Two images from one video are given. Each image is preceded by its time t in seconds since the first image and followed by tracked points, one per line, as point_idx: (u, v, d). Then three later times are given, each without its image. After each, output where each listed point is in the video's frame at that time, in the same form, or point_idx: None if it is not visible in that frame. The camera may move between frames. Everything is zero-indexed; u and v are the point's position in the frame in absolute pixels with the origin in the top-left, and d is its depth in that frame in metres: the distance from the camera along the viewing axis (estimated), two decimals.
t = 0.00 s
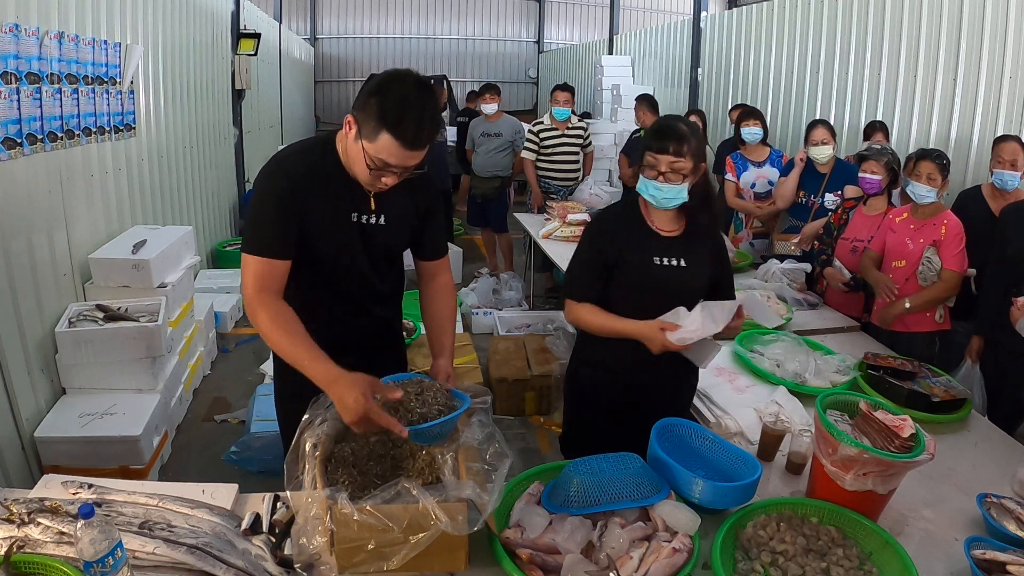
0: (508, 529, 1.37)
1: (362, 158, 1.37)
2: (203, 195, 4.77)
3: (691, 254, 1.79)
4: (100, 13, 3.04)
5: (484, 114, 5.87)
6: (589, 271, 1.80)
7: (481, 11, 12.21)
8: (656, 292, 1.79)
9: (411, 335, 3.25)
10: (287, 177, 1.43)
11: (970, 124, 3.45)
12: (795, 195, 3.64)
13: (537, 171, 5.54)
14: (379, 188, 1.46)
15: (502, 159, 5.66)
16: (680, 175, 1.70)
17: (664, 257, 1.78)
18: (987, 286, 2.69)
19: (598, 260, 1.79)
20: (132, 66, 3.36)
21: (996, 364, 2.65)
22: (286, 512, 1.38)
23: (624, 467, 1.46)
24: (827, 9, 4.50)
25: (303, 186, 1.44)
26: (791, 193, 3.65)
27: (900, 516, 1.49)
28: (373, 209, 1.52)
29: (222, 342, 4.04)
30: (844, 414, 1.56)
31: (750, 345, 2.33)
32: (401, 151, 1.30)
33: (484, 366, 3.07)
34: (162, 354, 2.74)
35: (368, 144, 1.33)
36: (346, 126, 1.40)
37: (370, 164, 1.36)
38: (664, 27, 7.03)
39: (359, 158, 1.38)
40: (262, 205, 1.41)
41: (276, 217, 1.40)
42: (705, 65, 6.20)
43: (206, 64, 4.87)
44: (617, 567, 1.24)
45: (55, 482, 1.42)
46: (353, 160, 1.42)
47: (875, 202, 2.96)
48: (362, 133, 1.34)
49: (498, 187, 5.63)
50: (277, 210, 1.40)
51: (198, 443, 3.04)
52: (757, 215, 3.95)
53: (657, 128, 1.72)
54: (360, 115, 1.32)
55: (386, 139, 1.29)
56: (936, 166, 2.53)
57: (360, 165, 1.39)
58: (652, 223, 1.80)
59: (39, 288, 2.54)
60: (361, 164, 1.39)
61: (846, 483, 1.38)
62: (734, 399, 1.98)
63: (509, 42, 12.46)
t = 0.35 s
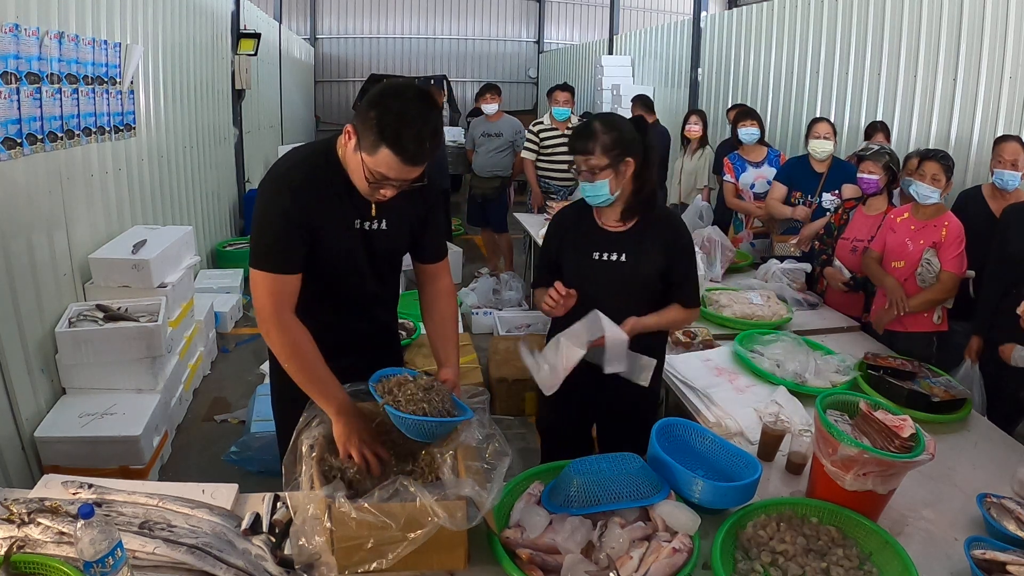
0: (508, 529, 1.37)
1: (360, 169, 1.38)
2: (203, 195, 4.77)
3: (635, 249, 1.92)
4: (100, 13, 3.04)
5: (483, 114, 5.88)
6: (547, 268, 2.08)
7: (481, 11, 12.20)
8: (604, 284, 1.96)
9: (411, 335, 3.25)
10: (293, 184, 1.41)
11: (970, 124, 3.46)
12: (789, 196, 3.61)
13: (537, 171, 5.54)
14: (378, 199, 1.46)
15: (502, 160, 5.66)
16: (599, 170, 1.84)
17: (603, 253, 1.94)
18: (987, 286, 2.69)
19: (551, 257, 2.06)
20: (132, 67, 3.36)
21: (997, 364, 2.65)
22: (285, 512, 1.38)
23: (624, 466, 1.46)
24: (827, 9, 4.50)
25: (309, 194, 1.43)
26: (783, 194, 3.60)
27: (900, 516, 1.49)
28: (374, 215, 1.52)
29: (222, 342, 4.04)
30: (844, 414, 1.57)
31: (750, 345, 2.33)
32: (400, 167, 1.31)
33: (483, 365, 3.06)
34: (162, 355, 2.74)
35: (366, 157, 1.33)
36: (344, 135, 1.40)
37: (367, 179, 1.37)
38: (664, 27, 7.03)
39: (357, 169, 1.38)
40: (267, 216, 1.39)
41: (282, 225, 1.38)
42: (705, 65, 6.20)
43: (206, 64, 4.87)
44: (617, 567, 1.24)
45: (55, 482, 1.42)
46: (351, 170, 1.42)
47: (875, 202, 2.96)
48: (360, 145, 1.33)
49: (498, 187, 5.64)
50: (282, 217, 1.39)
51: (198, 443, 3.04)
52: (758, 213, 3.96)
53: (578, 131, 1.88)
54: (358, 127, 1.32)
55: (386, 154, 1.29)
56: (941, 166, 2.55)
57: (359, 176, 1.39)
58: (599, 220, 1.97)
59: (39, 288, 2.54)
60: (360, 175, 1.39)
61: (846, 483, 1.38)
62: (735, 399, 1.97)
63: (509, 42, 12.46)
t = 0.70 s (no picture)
0: (508, 529, 1.36)
1: (366, 159, 1.36)
2: (203, 196, 4.77)
3: (607, 247, 1.93)
4: (100, 13, 3.04)
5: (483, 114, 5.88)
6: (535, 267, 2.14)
7: (481, 11, 12.21)
8: (581, 281, 1.99)
9: (411, 334, 3.26)
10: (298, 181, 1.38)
11: (970, 124, 3.45)
12: (791, 195, 3.61)
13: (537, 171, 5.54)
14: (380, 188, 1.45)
15: (501, 160, 5.66)
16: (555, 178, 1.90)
17: (579, 252, 1.97)
18: (988, 286, 2.69)
19: (538, 255, 2.12)
20: (132, 66, 3.36)
21: (998, 364, 2.65)
22: (285, 512, 1.38)
23: (624, 467, 1.46)
24: (827, 9, 4.50)
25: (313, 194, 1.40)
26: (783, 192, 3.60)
27: (900, 516, 1.49)
28: (376, 208, 1.52)
29: (222, 342, 4.04)
30: (844, 414, 1.56)
31: (750, 345, 2.33)
32: (415, 154, 1.32)
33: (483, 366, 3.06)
34: (162, 355, 2.74)
35: (378, 144, 1.32)
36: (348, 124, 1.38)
37: (380, 162, 1.34)
38: (664, 26, 7.03)
39: (364, 159, 1.36)
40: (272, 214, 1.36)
41: (288, 223, 1.35)
42: (704, 65, 6.20)
43: (206, 64, 4.87)
44: (617, 567, 1.24)
45: (55, 482, 1.42)
46: (356, 160, 1.39)
47: (875, 202, 2.96)
48: (370, 133, 1.32)
49: (498, 187, 5.64)
50: (286, 216, 1.36)
51: (198, 443, 3.04)
52: (757, 211, 3.97)
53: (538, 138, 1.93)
54: (367, 114, 1.31)
55: (400, 142, 1.29)
56: (945, 167, 2.55)
57: (366, 166, 1.37)
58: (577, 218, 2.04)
59: (39, 287, 2.53)
60: (365, 164, 1.37)
61: (846, 483, 1.38)
62: (735, 399, 1.97)
63: (509, 42, 12.46)
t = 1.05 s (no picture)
0: (508, 529, 1.37)
1: (368, 143, 1.35)
2: (203, 196, 4.77)
3: (612, 242, 1.94)
4: (100, 13, 3.04)
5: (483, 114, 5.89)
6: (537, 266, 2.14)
7: (481, 11, 12.21)
8: (583, 277, 1.99)
9: (411, 334, 3.26)
10: (278, 172, 1.40)
11: (970, 124, 3.45)
12: (794, 197, 3.62)
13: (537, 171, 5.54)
14: (373, 172, 1.45)
15: (501, 160, 5.67)
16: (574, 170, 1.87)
17: (586, 247, 1.97)
18: (988, 286, 2.69)
19: (540, 259, 2.13)
20: (132, 66, 3.36)
21: (998, 365, 2.64)
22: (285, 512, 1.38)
23: (624, 467, 1.46)
24: (827, 9, 4.50)
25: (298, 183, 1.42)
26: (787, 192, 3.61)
27: (900, 516, 1.49)
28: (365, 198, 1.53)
29: (222, 342, 4.04)
30: (845, 415, 1.56)
31: (750, 345, 2.33)
32: (416, 132, 1.33)
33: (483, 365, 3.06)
34: (162, 355, 2.74)
35: (382, 125, 1.33)
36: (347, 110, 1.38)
37: (384, 140, 1.34)
38: (664, 26, 7.03)
39: (364, 144, 1.36)
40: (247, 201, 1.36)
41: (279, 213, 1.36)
42: (705, 65, 6.20)
43: (206, 64, 4.87)
44: (617, 567, 1.24)
45: (55, 482, 1.42)
46: (354, 146, 1.39)
47: (875, 201, 2.96)
48: (372, 114, 1.33)
49: (498, 187, 5.64)
50: (265, 204, 1.37)
51: (198, 444, 3.04)
52: (754, 212, 4.02)
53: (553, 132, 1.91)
54: (370, 94, 1.32)
55: (404, 121, 1.31)
56: (947, 168, 2.53)
57: (367, 151, 1.37)
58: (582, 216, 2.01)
59: (39, 288, 2.53)
60: (365, 148, 1.36)
61: (846, 483, 1.38)
62: (734, 399, 1.97)
63: (509, 42, 12.46)
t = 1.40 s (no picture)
0: (508, 529, 1.36)
1: (355, 136, 1.36)
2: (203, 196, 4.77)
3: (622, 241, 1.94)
4: (100, 13, 3.04)
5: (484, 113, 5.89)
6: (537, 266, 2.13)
7: (481, 11, 12.22)
8: (588, 277, 1.98)
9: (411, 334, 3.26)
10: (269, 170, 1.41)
11: (971, 124, 3.45)
12: (790, 202, 3.63)
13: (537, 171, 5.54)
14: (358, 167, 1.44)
15: (501, 160, 5.67)
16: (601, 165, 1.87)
17: (593, 246, 1.97)
18: (988, 286, 2.69)
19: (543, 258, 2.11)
20: (132, 67, 3.36)
21: (999, 364, 2.64)
22: (285, 512, 1.38)
23: (623, 466, 1.46)
24: (827, 9, 4.50)
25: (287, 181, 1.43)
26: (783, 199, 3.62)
27: (900, 516, 1.49)
28: (337, 200, 1.54)
29: (222, 342, 4.04)
30: (845, 415, 1.56)
31: (750, 345, 2.33)
32: (400, 115, 1.37)
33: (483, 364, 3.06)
34: (162, 354, 2.74)
35: (366, 115, 1.34)
36: (326, 111, 1.38)
37: (373, 129, 1.35)
38: (664, 26, 7.02)
39: (351, 138, 1.36)
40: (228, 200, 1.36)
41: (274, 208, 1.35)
42: (704, 65, 6.20)
43: (206, 64, 4.87)
44: (617, 567, 1.24)
45: (55, 482, 1.42)
46: (337, 145, 1.39)
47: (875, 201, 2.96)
48: (355, 108, 1.34)
49: (498, 187, 5.65)
50: (251, 204, 1.36)
51: (198, 444, 3.04)
52: (752, 211, 4.04)
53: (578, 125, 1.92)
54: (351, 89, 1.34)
55: (389, 104, 1.33)
56: (950, 170, 2.51)
57: (354, 145, 1.37)
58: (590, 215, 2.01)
59: (39, 288, 2.53)
60: (352, 142, 1.36)
61: (846, 483, 1.39)
62: (734, 399, 1.97)
63: (508, 42, 12.47)
